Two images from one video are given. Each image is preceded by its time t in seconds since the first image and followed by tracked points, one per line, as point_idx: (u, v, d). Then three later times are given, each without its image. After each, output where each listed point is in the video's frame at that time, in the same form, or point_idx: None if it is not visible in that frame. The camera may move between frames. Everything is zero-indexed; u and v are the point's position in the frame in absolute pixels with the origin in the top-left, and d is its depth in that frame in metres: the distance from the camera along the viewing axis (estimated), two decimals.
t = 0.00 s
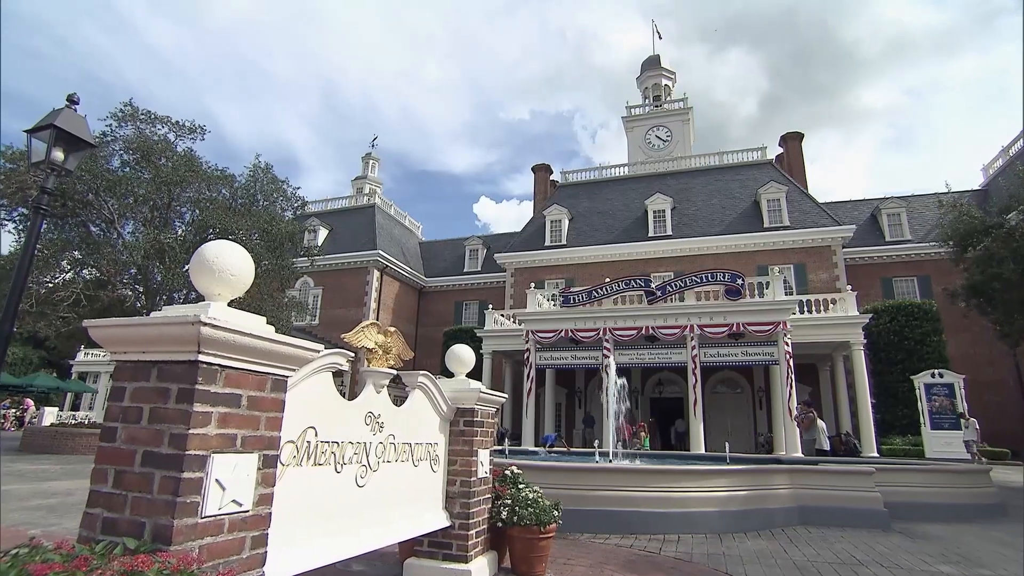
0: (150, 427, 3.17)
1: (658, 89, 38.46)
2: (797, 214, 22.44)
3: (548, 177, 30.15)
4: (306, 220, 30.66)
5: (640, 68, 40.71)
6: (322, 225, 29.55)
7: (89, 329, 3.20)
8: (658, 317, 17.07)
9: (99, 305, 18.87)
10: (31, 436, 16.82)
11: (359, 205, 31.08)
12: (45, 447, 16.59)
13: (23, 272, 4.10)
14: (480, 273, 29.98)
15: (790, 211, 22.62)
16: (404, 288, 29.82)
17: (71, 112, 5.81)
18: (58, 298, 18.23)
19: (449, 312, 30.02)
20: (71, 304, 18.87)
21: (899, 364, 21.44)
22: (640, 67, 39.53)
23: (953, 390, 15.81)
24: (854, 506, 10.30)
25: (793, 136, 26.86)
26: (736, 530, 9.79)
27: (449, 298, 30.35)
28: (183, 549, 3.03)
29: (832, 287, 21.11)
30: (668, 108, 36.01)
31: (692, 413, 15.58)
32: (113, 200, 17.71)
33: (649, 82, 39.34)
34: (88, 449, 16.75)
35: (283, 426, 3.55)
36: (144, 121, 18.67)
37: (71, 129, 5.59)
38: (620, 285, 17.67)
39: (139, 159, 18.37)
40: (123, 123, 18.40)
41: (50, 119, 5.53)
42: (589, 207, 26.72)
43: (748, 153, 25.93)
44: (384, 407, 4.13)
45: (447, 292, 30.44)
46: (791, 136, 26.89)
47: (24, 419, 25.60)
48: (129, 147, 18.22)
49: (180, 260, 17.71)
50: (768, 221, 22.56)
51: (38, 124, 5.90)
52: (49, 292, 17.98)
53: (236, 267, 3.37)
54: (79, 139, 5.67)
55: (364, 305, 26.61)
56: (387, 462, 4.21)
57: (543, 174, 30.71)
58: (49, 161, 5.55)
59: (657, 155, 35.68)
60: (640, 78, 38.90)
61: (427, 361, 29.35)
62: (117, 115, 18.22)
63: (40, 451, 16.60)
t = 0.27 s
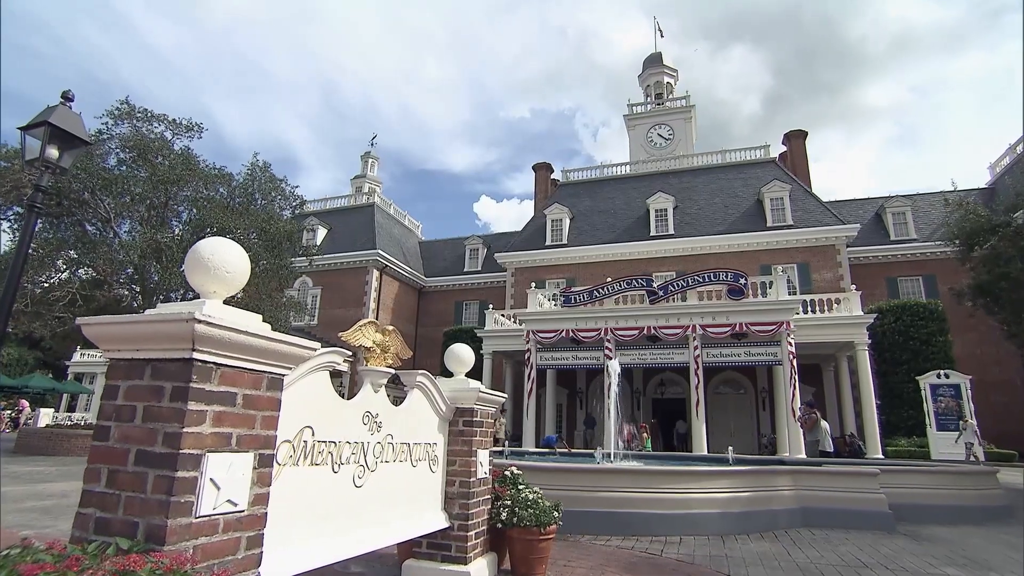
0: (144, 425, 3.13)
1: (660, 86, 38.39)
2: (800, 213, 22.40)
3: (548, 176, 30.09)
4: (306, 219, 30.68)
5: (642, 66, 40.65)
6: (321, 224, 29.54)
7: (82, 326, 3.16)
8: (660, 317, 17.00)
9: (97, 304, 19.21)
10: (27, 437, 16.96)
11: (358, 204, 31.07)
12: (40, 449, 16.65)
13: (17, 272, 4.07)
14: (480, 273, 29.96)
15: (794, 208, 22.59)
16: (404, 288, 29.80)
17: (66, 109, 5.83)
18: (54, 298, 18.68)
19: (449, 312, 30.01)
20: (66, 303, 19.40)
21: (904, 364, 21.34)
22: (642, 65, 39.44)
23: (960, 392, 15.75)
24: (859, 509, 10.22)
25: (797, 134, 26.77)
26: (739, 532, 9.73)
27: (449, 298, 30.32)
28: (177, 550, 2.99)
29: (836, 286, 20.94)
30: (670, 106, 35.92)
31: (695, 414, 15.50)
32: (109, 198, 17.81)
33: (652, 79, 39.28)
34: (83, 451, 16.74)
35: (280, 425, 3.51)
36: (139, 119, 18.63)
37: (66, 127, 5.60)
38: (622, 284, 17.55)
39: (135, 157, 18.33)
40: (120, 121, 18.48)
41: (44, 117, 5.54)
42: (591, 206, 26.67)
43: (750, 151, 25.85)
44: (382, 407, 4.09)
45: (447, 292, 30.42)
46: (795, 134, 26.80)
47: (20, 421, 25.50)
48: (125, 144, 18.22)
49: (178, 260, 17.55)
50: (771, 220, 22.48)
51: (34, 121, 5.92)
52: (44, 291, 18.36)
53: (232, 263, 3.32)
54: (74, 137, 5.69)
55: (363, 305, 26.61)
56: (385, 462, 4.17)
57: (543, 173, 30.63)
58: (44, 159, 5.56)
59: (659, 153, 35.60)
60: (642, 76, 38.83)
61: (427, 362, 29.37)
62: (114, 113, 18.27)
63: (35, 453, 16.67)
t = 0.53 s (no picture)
0: (139, 424, 3.08)
1: (665, 83, 38.20)
2: (807, 210, 22.31)
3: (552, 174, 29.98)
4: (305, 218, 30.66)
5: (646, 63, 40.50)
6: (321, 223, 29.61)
7: (76, 323, 3.10)
8: (665, 317, 16.89)
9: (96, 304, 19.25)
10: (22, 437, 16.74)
11: (359, 203, 31.05)
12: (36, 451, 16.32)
13: (12, 274, 4.05)
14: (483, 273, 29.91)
15: (801, 206, 22.50)
16: (405, 287, 29.75)
17: (61, 107, 5.84)
18: (50, 298, 18.56)
19: (451, 312, 29.95)
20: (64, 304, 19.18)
21: (914, 364, 21.18)
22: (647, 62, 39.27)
23: (971, 393, 15.57)
24: (868, 511, 10.10)
25: (804, 131, 26.65)
26: (745, 534, 9.65)
27: (451, 298, 30.26)
28: (172, 549, 2.94)
29: (845, 285, 20.82)
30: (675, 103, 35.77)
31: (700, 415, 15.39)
32: (107, 197, 17.86)
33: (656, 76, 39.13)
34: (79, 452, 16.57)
35: (277, 423, 3.46)
36: (137, 117, 18.61)
37: (60, 124, 5.61)
38: (626, 284, 17.51)
39: (133, 156, 18.41)
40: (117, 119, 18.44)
41: (39, 114, 5.55)
42: (594, 205, 26.58)
43: (756, 148, 25.76)
44: (382, 406, 4.03)
45: (448, 292, 30.37)
46: (802, 131, 26.69)
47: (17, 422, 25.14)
48: (123, 143, 18.25)
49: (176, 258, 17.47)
50: (778, 218, 22.40)
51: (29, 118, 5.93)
52: (41, 292, 18.23)
53: (228, 260, 3.25)
54: (70, 134, 5.71)
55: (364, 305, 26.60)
56: (385, 462, 4.11)
57: (547, 172, 30.53)
58: (39, 156, 5.58)
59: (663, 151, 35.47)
60: (646, 72, 38.68)
61: (429, 362, 29.34)
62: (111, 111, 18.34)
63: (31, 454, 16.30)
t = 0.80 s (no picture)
0: (136, 421, 3.03)
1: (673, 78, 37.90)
2: (818, 207, 22.13)
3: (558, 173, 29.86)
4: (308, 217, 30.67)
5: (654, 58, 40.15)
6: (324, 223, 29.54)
7: (73, 320, 3.05)
8: (673, 316, 16.77)
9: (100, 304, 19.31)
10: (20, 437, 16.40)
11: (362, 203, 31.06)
12: (35, 454, 16.08)
13: (12, 275, 4.02)
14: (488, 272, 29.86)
15: (812, 203, 22.35)
16: (409, 288, 29.68)
17: (59, 103, 5.75)
18: (51, 298, 18.68)
19: (456, 313, 29.89)
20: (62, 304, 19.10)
21: (930, 364, 20.94)
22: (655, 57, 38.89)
23: (989, 394, 15.33)
24: (882, 514, 9.94)
25: (815, 126, 26.46)
26: (754, 537, 9.60)
27: (456, 298, 30.19)
28: (169, 548, 2.89)
29: (857, 284, 20.64)
30: (682, 99, 35.52)
31: (709, 416, 15.25)
32: (107, 197, 17.88)
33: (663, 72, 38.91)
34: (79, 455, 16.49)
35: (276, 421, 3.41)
36: (138, 115, 18.55)
37: (58, 121, 5.52)
38: (633, 283, 17.42)
39: (134, 154, 18.43)
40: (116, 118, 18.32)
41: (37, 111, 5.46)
42: (600, 203, 26.49)
43: (766, 144, 25.57)
44: (383, 405, 3.97)
45: (453, 292, 30.30)
46: (813, 127, 26.50)
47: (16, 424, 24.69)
48: (123, 142, 18.28)
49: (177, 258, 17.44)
50: (788, 216, 22.29)
51: (25, 113, 5.82)
52: (42, 293, 18.38)
53: (226, 254, 3.20)
54: (68, 131, 5.61)
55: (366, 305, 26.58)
56: (386, 462, 4.05)
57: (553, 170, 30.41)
58: (37, 154, 5.48)
59: (671, 148, 35.21)
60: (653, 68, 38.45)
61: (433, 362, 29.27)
62: (111, 110, 18.29)
63: (30, 458, 16.04)
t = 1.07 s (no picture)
0: (134, 417, 2.97)
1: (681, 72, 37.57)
2: (832, 203, 21.94)
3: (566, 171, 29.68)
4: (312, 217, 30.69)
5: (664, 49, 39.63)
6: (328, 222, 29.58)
7: (70, 316, 2.99)
8: (683, 316, 16.58)
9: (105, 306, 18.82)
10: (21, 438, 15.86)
11: (366, 201, 31.09)
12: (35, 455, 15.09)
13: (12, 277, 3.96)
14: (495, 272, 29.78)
15: (826, 200, 22.15)
16: (415, 288, 29.62)
17: (59, 101, 5.70)
18: (53, 300, 18.12)
19: (462, 313, 29.78)
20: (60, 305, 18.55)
21: (949, 364, 20.68)
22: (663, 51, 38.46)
23: (1011, 395, 15.07)
24: (900, 518, 9.80)
25: (829, 121, 26.20)
26: (768, 540, 9.48)
27: (463, 298, 30.10)
28: (167, 546, 2.84)
29: (873, 282, 20.54)
30: (691, 94, 35.14)
31: (720, 417, 15.04)
32: (108, 197, 17.85)
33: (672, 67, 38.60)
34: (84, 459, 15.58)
35: (277, 418, 3.36)
36: (139, 114, 18.54)
37: (59, 119, 5.47)
38: (643, 282, 17.30)
39: (135, 153, 18.46)
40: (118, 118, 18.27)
41: (37, 109, 5.40)
42: (608, 201, 26.39)
43: (778, 139, 25.36)
44: (386, 403, 3.91)
45: (459, 292, 30.22)
46: (827, 122, 26.22)
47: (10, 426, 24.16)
48: (125, 141, 18.28)
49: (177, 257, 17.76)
50: (801, 212, 22.14)
51: (24, 111, 5.75)
52: (43, 293, 17.86)
53: (225, 248, 3.14)
54: (68, 129, 5.54)
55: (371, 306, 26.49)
56: (390, 461, 3.99)
57: (560, 167, 30.30)
58: (37, 152, 5.42)
59: (681, 143, 34.88)
60: (662, 64, 38.12)
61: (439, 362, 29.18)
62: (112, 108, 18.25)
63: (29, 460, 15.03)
